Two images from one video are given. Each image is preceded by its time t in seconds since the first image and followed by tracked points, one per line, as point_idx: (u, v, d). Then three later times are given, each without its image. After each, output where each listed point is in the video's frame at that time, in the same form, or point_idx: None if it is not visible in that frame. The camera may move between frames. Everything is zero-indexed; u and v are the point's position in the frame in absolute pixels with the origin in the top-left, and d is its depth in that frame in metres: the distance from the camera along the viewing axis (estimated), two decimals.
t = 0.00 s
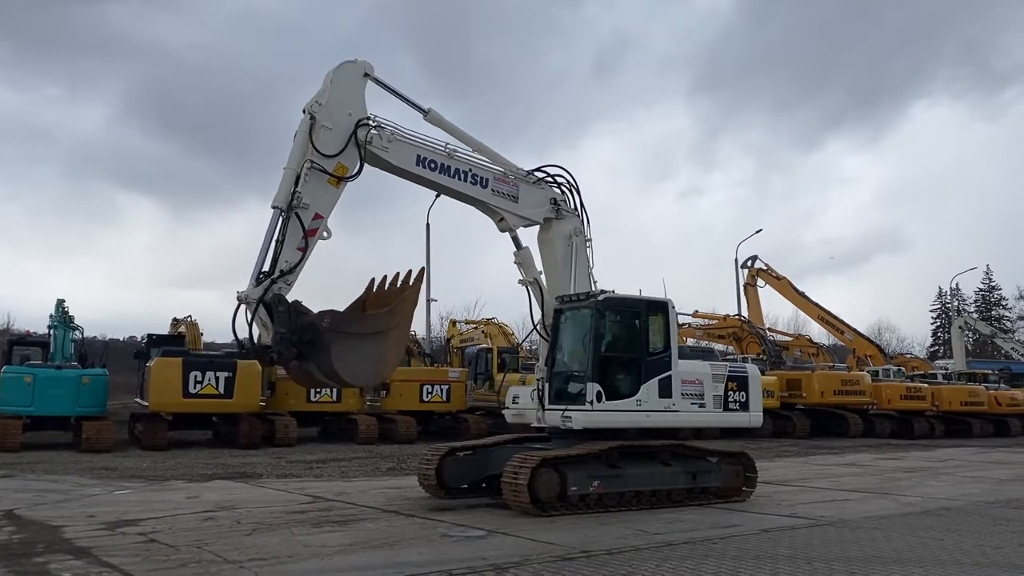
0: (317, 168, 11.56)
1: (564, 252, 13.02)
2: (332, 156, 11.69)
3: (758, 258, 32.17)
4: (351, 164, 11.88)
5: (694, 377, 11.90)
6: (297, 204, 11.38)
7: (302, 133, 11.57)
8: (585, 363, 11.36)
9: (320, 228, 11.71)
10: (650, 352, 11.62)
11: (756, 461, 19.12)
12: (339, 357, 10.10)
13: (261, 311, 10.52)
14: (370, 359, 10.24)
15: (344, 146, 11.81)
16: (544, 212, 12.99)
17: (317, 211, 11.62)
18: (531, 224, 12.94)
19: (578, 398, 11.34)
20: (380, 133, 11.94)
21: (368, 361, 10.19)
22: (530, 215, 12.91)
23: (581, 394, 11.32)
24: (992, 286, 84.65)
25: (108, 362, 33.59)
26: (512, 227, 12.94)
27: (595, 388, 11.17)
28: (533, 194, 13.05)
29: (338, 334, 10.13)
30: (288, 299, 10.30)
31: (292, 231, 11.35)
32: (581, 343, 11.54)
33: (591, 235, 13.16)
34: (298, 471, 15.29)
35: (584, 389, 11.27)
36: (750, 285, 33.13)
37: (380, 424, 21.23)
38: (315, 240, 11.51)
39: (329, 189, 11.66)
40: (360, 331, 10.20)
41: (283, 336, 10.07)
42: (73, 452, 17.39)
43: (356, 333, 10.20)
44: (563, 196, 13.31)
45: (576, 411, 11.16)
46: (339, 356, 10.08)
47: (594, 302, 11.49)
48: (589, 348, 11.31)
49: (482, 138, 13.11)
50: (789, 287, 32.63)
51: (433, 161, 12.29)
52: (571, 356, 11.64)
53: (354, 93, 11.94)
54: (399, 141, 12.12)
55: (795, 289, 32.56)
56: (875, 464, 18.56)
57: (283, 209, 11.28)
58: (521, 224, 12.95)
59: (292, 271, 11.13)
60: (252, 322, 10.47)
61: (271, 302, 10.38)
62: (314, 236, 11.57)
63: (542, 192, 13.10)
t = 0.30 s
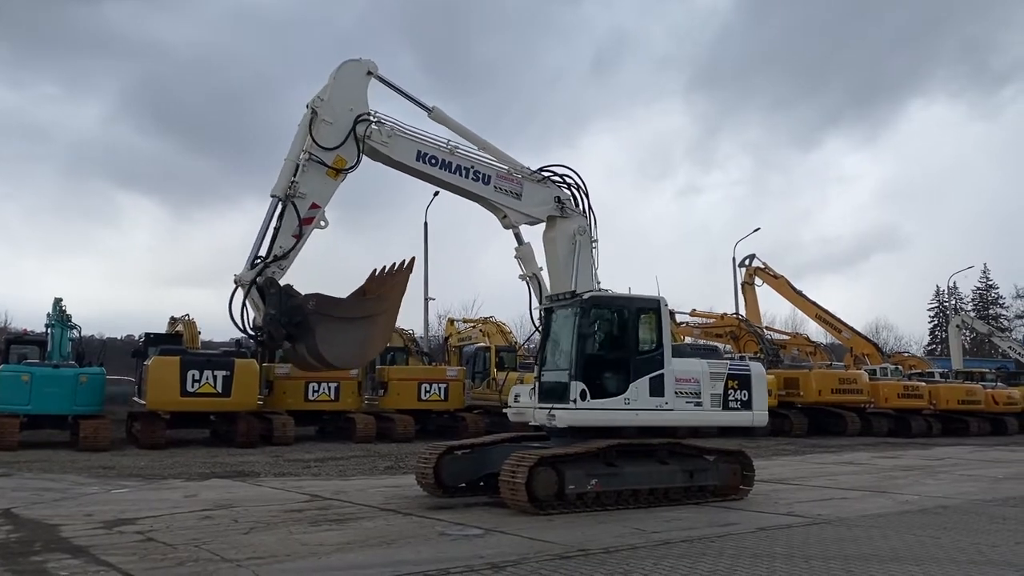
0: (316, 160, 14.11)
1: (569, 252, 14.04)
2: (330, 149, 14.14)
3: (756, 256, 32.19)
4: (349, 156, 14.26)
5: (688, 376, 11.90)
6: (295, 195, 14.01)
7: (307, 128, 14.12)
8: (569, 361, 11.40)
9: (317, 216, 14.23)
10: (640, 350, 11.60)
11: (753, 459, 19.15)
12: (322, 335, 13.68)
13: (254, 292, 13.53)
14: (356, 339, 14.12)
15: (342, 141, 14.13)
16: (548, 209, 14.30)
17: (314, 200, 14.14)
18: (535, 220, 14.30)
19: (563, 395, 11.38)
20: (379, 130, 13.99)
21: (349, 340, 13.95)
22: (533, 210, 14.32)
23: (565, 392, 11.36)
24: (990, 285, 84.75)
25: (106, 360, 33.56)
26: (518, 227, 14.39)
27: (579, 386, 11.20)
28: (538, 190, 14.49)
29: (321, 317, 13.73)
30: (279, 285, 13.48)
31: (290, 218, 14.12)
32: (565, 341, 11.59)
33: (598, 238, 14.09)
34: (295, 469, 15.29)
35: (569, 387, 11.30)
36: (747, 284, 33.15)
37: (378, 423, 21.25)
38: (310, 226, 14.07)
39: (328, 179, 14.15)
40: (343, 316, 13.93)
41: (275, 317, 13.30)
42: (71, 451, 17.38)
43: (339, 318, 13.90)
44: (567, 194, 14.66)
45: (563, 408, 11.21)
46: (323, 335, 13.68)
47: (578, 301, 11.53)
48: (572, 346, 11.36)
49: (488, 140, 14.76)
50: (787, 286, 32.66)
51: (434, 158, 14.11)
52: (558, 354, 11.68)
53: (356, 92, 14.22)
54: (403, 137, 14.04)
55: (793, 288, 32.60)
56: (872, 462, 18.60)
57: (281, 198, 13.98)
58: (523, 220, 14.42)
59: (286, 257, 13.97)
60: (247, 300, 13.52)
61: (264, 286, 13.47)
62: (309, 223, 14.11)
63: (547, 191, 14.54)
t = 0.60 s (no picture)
0: (313, 161, 15.41)
1: (569, 247, 14.79)
2: (327, 151, 15.35)
3: (752, 255, 32.23)
4: (344, 157, 15.53)
5: (682, 373, 11.88)
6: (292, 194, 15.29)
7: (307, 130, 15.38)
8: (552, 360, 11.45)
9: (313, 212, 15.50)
10: (626, 348, 11.58)
11: (749, 458, 19.18)
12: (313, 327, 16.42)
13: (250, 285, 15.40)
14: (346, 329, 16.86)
15: (339, 143, 15.39)
16: (549, 209, 15.25)
17: (309, 199, 15.44)
18: (533, 218, 15.29)
19: (544, 394, 11.43)
20: (377, 132, 15.22)
21: (340, 331, 16.72)
22: (532, 209, 15.33)
23: (547, 390, 11.41)
24: (986, 283, 84.87)
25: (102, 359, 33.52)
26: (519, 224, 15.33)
27: (559, 385, 11.24)
28: (537, 189, 15.46)
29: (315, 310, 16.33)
30: (273, 280, 15.47)
31: (288, 215, 15.46)
32: (549, 339, 11.62)
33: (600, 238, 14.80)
34: (292, 468, 15.28)
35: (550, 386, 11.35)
36: (744, 282, 33.18)
37: (375, 421, 21.25)
38: (306, 223, 15.32)
39: (324, 179, 15.40)
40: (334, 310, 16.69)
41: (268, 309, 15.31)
42: (67, 450, 17.37)
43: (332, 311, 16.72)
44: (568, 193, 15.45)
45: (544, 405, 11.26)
46: (317, 325, 16.48)
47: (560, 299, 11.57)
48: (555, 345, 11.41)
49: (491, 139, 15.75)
50: (783, 284, 32.70)
51: (432, 158, 15.27)
52: (543, 352, 11.73)
53: (355, 97, 15.46)
54: (403, 140, 15.34)
55: (789, 286, 32.63)
56: (869, 460, 18.63)
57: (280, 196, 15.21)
58: (523, 218, 15.42)
59: (279, 253, 15.55)
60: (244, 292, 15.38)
61: (258, 280, 15.39)
62: (305, 219, 15.44)
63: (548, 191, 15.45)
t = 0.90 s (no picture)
0: (310, 169, 15.78)
1: (567, 244, 14.82)
2: (323, 158, 15.74)
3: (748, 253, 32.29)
4: (341, 164, 15.87)
5: (671, 371, 11.81)
6: (289, 200, 15.67)
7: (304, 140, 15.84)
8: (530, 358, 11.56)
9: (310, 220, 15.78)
10: (607, 346, 11.48)
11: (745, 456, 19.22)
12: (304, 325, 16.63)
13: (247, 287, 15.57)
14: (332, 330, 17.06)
15: (335, 151, 15.78)
16: (549, 209, 15.26)
17: (306, 205, 15.76)
18: (529, 217, 15.37)
19: (524, 391, 11.54)
20: (372, 138, 15.55)
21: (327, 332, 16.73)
22: (530, 209, 15.41)
23: (527, 388, 11.51)
24: (981, 282, 85.11)
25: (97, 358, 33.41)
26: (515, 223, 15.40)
27: (536, 383, 11.33)
28: (536, 189, 15.53)
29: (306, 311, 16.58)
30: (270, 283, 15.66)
31: (285, 221, 15.80)
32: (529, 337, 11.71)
33: (599, 235, 14.70)
34: (288, 466, 15.26)
35: (528, 384, 11.44)
36: (740, 281, 33.23)
37: (371, 420, 21.24)
38: (300, 228, 15.64)
39: (320, 186, 15.76)
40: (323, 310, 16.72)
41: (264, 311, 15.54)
42: (62, 449, 17.34)
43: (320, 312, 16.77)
44: (567, 192, 15.44)
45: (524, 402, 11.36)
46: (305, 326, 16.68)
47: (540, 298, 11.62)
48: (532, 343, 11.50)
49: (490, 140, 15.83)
50: (779, 282, 32.74)
51: (427, 162, 15.53)
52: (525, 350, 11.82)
53: (351, 105, 15.83)
54: (397, 145, 15.60)
55: (785, 285, 32.67)
56: (864, 458, 18.67)
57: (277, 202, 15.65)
58: (520, 218, 15.51)
59: (277, 256, 15.75)
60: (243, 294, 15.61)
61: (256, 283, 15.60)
62: (301, 225, 15.79)
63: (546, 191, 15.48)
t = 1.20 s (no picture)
0: (304, 186, 16.21)
1: (560, 243, 14.73)
2: (316, 175, 16.16)
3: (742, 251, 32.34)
4: (334, 179, 16.26)
5: (652, 369, 11.60)
6: (286, 217, 16.10)
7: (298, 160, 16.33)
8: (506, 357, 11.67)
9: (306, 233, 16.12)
10: (583, 345, 11.42)
11: (739, 453, 19.26)
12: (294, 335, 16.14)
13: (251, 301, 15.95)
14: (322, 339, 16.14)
15: (328, 167, 16.22)
16: (541, 209, 15.32)
17: (303, 221, 16.17)
18: (521, 219, 15.54)
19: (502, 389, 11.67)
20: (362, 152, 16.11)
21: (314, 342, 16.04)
22: (521, 211, 15.62)
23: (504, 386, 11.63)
24: (973, 280, 85.45)
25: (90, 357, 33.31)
26: (509, 223, 15.64)
27: (510, 382, 11.43)
28: (526, 190, 15.67)
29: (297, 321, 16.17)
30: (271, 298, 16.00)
31: (283, 238, 16.22)
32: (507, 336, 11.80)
33: (593, 233, 14.52)
34: (282, 465, 15.24)
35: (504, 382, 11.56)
36: (734, 279, 33.28)
37: (365, 418, 21.23)
38: (298, 242, 15.98)
39: (315, 202, 16.17)
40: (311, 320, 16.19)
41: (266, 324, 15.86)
42: (55, 447, 17.29)
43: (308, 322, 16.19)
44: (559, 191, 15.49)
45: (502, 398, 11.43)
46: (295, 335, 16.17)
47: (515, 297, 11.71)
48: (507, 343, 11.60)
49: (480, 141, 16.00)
50: (772, 280, 32.80)
51: (417, 172, 16.04)
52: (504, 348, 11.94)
53: (343, 122, 16.31)
54: (388, 157, 16.16)
55: (778, 283, 32.74)
56: (857, 456, 18.73)
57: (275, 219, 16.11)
58: (513, 219, 15.72)
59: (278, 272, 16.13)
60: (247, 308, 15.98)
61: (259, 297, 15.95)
62: (298, 240, 16.11)
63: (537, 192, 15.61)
